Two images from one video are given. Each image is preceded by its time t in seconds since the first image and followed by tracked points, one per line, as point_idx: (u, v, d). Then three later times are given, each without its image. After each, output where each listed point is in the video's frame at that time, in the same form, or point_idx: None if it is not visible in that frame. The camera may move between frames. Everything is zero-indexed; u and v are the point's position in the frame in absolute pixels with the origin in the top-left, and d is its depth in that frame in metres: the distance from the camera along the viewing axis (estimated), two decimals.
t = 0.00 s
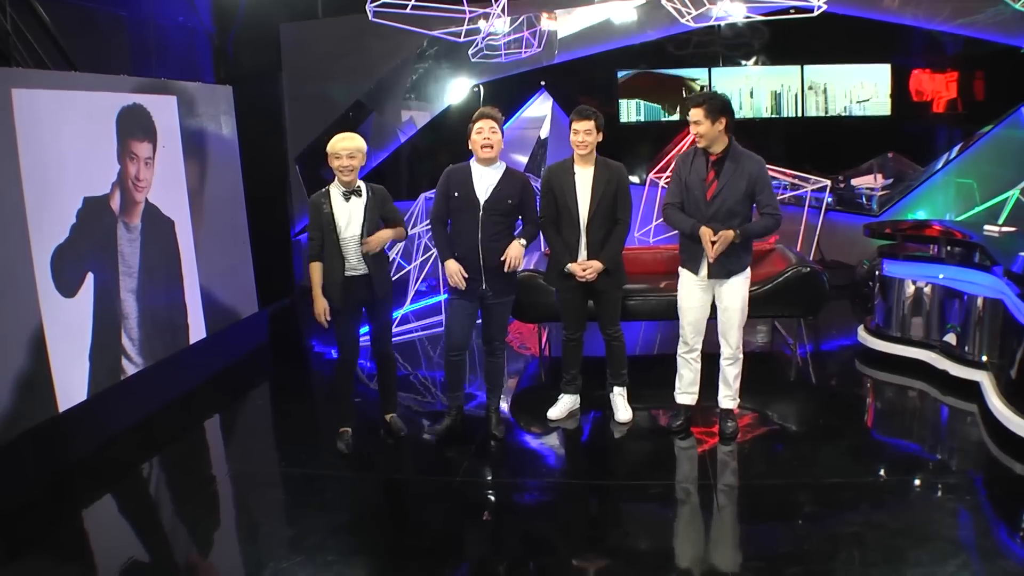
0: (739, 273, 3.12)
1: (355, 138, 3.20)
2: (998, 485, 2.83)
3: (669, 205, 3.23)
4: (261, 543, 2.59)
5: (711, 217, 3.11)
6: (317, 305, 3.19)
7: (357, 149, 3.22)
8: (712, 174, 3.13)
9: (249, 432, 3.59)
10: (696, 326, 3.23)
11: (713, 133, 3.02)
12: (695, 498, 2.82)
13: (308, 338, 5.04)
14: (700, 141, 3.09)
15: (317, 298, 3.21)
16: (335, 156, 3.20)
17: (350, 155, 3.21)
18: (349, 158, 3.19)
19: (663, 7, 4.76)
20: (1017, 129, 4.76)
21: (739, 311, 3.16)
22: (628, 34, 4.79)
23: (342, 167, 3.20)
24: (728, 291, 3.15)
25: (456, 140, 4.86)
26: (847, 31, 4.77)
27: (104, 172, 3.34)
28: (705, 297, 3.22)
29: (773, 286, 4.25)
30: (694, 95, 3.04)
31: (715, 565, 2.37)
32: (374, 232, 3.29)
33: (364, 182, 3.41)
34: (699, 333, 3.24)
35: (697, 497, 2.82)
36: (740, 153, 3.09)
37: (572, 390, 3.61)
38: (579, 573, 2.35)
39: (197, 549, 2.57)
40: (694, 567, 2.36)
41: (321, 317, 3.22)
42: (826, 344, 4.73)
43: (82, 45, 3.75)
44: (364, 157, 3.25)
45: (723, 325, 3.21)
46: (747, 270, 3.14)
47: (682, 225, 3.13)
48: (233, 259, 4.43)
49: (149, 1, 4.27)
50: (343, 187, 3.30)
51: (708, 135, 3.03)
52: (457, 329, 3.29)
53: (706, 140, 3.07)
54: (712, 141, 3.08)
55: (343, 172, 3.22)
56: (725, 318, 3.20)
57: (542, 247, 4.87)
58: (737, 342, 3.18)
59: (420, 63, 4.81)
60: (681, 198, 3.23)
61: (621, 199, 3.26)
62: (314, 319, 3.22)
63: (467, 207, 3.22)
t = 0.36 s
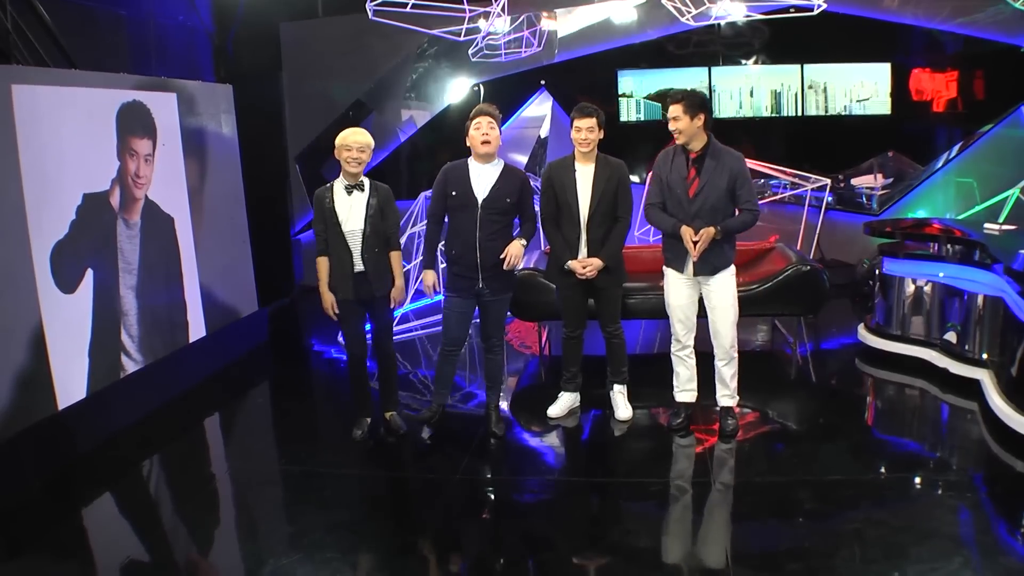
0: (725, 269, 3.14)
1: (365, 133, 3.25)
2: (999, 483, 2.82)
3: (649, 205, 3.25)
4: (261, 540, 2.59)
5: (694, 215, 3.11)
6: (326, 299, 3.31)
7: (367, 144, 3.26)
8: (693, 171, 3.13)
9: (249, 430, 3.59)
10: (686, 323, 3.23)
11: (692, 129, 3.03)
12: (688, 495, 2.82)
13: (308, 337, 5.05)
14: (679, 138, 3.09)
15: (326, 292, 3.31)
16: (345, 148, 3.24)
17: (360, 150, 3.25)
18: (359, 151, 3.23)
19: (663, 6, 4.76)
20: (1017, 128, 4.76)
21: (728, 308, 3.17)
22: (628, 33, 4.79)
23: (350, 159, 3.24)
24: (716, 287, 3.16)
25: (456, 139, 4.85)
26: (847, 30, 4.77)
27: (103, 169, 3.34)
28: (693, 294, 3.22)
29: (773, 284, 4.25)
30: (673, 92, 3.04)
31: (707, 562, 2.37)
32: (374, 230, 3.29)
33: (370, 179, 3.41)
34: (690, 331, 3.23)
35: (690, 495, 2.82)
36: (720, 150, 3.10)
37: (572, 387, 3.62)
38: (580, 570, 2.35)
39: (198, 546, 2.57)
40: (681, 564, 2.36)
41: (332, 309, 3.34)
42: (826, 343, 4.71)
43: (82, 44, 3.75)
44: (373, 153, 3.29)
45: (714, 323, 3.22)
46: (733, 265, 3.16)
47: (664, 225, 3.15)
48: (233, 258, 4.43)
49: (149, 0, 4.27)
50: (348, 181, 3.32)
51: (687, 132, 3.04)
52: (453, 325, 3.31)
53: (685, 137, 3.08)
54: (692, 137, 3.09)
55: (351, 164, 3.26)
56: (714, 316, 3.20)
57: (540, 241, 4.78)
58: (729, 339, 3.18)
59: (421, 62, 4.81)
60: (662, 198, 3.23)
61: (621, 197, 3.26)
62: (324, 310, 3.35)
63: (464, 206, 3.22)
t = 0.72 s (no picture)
0: (717, 264, 3.14)
1: (362, 132, 3.26)
2: (999, 480, 2.82)
3: (638, 204, 3.22)
4: (260, 537, 2.59)
5: (685, 214, 3.11)
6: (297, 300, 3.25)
7: (363, 143, 3.26)
8: (682, 170, 3.12)
9: (249, 428, 3.60)
10: (681, 320, 3.23)
11: (682, 127, 3.01)
12: (684, 493, 2.82)
13: (308, 336, 5.05)
14: (668, 136, 3.08)
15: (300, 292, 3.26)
16: (341, 145, 3.24)
17: (356, 147, 3.24)
18: (354, 149, 3.23)
19: (663, 5, 4.75)
20: (1017, 127, 4.76)
21: (720, 303, 3.18)
22: (628, 32, 4.79)
23: (346, 156, 3.24)
24: (709, 283, 3.16)
25: (456, 138, 4.85)
26: (847, 29, 4.76)
27: (103, 166, 3.35)
28: (686, 291, 3.23)
29: (773, 282, 4.25)
30: (662, 90, 3.02)
31: (704, 558, 2.37)
32: (369, 229, 3.27)
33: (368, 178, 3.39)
34: (686, 327, 3.23)
35: (687, 492, 2.82)
36: (708, 147, 3.09)
37: (572, 385, 3.61)
38: (580, 567, 2.35)
39: (197, 544, 2.57)
40: (676, 561, 2.35)
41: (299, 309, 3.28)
42: (827, 342, 4.70)
43: (82, 43, 3.75)
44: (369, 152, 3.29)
45: (708, 319, 3.21)
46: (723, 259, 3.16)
47: (656, 225, 3.13)
48: (233, 256, 4.43)
49: None
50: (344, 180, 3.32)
51: (677, 130, 3.03)
52: (450, 322, 3.32)
53: (674, 136, 3.06)
54: (681, 136, 3.07)
55: (345, 162, 3.26)
56: (707, 312, 3.21)
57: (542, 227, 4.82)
58: (723, 334, 3.19)
59: (421, 61, 4.82)
60: (650, 199, 3.22)
61: (621, 194, 3.27)
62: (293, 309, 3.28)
63: (461, 203, 3.22)
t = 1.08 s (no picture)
0: (714, 260, 3.15)
1: (366, 127, 3.27)
2: (1000, 477, 2.82)
3: (632, 200, 3.18)
4: (260, 534, 2.59)
5: (681, 211, 3.11)
6: (329, 293, 3.27)
7: (367, 138, 3.27)
8: (677, 167, 3.12)
9: (249, 426, 3.60)
10: (679, 318, 3.23)
11: (678, 123, 3.03)
12: (683, 491, 2.81)
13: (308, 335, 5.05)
14: (663, 133, 3.08)
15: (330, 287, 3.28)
16: (344, 141, 3.25)
17: (360, 143, 3.26)
18: (358, 145, 3.24)
19: (663, 4, 4.75)
20: (1017, 126, 4.78)
21: (717, 300, 3.17)
22: (628, 31, 4.79)
23: (349, 153, 3.25)
24: (707, 279, 3.16)
25: (456, 137, 4.85)
26: (847, 28, 4.76)
27: (103, 162, 3.35)
28: (683, 288, 3.23)
29: (773, 281, 4.25)
30: (657, 87, 3.03)
31: (704, 555, 2.36)
32: (374, 223, 3.30)
33: (371, 172, 3.41)
34: (684, 325, 3.23)
35: (686, 490, 2.82)
36: (701, 144, 3.12)
37: (572, 383, 3.60)
38: (580, 564, 2.35)
39: (197, 542, 2.56)
40: (674, 558, 2.35)
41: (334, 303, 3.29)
42: (827, 342, 4.69)
43: (82, 42, 3.74)
44: (372, 147, 3.30)
45: (706, 315, 3.22)
46: (719, 254, 3.17)
47: (652, 223, 3.10)
48: (233, 254, 4.43)
49: None
50: (347, 175, 3.32)
51: (673, 127, 3.04)
52: (449, 320, 3.32)
53: (670, 132, 3.07)
54: (676, 132, 3.08)
55: (348, 157, 3.27)
56: (705, 310, 3.20)
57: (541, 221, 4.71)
58: (720, 330, 3.19)
59: (421, 60, 4.80)
60: (644, 198, 3.19)
61: (621, 190, 3.27)
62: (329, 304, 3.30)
63: (462, 199, 3.23)
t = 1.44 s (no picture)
0: (714, 258, 3.15)
1: (371, 125, 3.26)
2: (1000, 476, 2.81)
3: (631, 199, 3.18)
4: (260, 533, 2.59)
5: (678, 209, 3.11)
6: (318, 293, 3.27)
7: (371, 136, 3.26)
8: (674, 165, 3.12)
9: (249, 425, 3.60)
10: (679, 316, 3.23)
11: (675, 120, 3.03)
12: (683, 490, 2.81)
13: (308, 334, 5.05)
14: (660, 131, 3.08)
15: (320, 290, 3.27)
16: (349, 141, 3.24)
17: (365, 141, 3.25)
18: (362, 143, 3.23)
19: (663, 4, 4.76)
20: (1017, 125, 4.77)
21: (716, 298, 3.17)
22: (628, 31, 4.79)
23: (354, 152, 3.24)
24: (706, 277, 3.16)
25: (456, 137, 4.85)
26: (848, 28, 4.76)
27: (103, 160, 3.35)
28: (683, 286, 3.23)
29: (773, 280, 4.25)
30: (655, 84, 3.03)
31: (704, 553, 2.36)
32: (384, 221, 3.30)
33: (377, 169, 3.41)
34: (683, 323, 3.23)
35: (686, 489, 2.81)
36: (698, 142, 3.12)
37: (572, 382, 3.60)
38: (581, 563, 2.34)
39: (197, 541, 2.56)
40: (674, 557, 2.35)
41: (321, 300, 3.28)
42: (827, 342, 4.68)
43: (83, 41, 3.74)
44: (377, 145, 3.29)
45: (705, 314, 3.22)
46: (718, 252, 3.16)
47: (649, 222, 3.10)
48: (233, 253, 4.43)
49: None
50: (355, 173, 3.32)
51: (670, 124, 3.04)
52: (449, 319, 3.32)
53: (667, 130, 3.06)
54: (673, 130, 3.08)
55: (354, 157, 3.26)
56: (704, 308, 3.20)
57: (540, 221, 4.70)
58: (720, 329, 3.19)
59: (421, 61, 4.80)
60: (642, 197, 3.18)
61: (621, 189, 3.27)
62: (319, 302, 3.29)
63: (463, 198, 3.22)
